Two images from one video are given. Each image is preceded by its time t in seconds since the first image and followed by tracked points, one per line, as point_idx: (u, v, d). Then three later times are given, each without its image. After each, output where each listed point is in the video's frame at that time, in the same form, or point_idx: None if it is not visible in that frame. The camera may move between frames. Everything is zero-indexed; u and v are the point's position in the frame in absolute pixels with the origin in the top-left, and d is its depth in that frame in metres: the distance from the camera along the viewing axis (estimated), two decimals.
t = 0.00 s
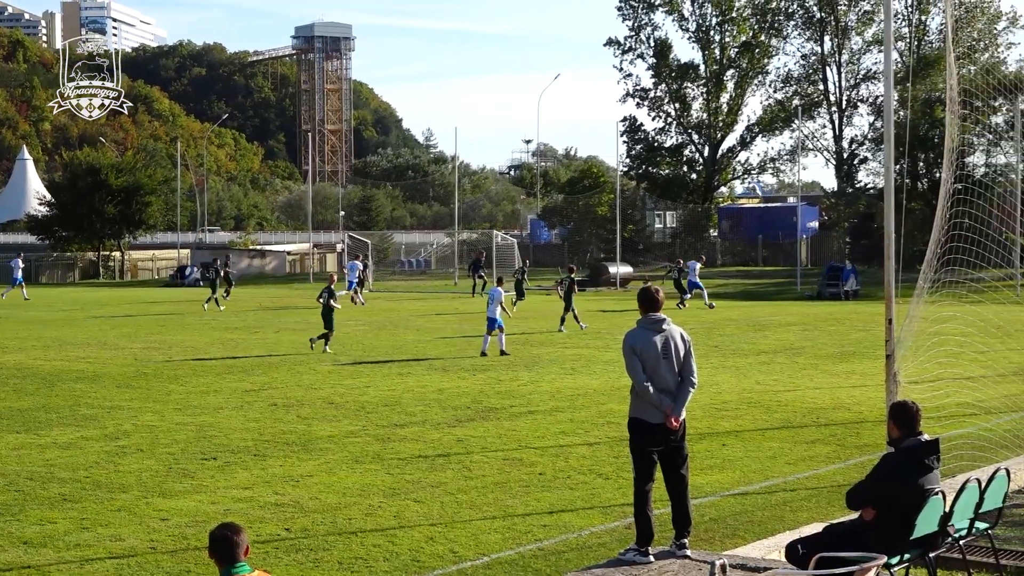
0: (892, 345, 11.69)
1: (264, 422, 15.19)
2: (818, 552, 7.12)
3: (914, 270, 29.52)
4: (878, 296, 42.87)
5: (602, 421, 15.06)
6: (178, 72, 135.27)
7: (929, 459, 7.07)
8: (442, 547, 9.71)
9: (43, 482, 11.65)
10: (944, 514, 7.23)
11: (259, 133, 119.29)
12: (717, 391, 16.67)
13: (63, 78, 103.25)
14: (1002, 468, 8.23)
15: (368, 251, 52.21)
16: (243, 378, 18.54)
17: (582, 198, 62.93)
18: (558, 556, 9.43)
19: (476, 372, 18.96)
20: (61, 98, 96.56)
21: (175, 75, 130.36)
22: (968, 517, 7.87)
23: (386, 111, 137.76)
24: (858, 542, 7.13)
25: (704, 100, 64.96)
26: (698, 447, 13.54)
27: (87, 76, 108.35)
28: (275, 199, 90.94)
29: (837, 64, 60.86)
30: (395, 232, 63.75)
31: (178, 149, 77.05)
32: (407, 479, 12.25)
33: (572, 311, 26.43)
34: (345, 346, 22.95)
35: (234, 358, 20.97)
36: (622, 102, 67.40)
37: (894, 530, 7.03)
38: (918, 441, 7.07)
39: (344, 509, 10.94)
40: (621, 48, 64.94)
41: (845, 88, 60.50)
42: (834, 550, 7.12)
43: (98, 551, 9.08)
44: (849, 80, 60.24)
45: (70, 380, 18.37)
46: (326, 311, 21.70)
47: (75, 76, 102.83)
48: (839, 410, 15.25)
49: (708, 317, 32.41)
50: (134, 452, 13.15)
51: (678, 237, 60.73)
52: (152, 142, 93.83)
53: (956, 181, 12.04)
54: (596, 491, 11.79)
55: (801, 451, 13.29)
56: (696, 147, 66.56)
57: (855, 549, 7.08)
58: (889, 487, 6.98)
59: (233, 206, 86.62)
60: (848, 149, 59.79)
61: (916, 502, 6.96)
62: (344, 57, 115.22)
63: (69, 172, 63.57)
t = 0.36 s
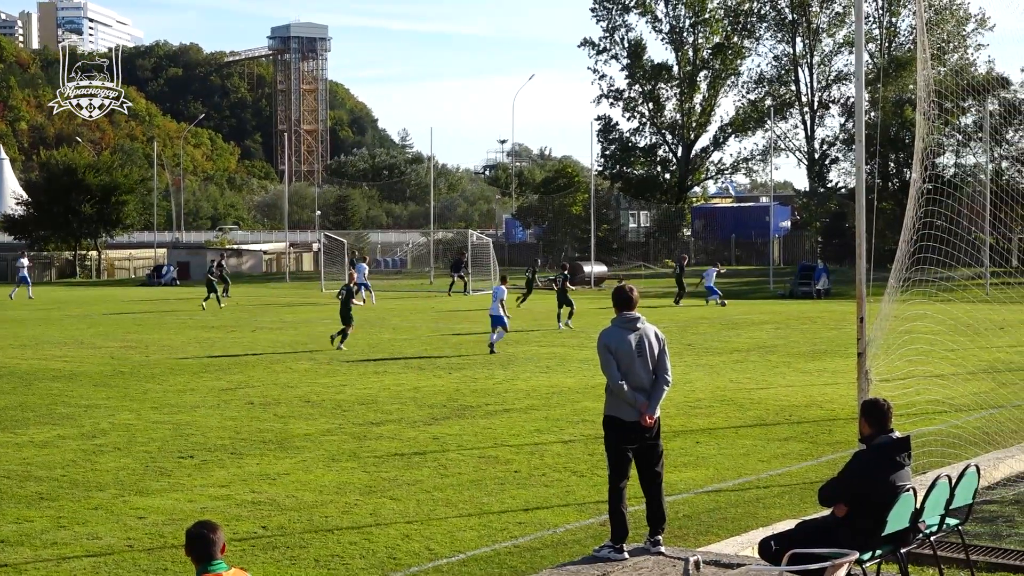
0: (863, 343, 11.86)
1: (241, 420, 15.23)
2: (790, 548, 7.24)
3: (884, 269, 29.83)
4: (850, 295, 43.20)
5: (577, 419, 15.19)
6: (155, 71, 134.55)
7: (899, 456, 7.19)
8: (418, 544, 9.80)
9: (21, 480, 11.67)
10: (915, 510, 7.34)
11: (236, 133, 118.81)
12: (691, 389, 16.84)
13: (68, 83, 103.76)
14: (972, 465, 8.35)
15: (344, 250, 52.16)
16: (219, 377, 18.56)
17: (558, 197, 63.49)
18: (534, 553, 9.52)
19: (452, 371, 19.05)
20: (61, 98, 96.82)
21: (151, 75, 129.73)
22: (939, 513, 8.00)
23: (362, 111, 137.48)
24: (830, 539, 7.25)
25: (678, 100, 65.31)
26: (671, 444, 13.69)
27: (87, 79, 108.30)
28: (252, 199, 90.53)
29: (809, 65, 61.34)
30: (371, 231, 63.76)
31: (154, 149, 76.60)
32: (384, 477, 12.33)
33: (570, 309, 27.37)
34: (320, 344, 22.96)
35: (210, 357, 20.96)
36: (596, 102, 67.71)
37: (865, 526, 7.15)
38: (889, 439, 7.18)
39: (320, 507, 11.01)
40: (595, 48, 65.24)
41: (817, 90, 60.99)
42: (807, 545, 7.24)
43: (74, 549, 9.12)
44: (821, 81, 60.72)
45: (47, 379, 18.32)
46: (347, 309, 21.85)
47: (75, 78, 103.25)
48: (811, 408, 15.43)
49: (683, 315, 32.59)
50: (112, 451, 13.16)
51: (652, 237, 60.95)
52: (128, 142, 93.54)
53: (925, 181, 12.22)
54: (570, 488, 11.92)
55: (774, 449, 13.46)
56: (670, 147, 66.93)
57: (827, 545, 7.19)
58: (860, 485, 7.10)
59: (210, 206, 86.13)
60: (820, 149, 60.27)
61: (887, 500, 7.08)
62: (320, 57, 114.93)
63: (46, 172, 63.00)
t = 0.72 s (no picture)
0: (855, 339, 11.88)
1: (234, 416, 15.22)
2: (783, 543, 7.26)
3: (876, 265, 29.86)
4: (841, 291, 43.26)
5: (569, 415, 15.21)
6: (147, 67, 134.18)
7: (892, 452, 7.24)
8: (411, 540, 9.81)
9: (13, 476, 11.65)
10: (907, 506, 7.38)
11: (228, 129, 118.50)
12: (683, 385, 16.87)
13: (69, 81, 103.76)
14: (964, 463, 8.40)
15: (336, 246, 52.07)
16: (212, 373, 18.54)
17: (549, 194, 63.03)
18: (526, 549, 9.53)
19: (444, 367, 19.06)
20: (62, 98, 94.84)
21: (143, 71, 129.28)
22: (932, 509, 8.03)
23: (354, 108, 137.21)
24: (821, 534, 7.27)
25: (670, 97, 65.38)
26: (663, 440, 13.71)
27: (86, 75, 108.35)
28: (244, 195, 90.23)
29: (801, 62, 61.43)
30: (364, 227, 63.69)
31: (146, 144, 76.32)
32: (376, 472, 12.33)
33: (576, 305, 27.73)
34: (313, 341, 22.93)
35: (202, 353, 20.93)
36: (589, 98, 67.71)
37: (858, 521, 7.18)
38: (881, 435, 7.25)
39: (313, 502, 11.01)
40: (588, 44, 65.28)
41: (809, 86, 61.07)
42: (799, 541, 7.26)
43: (66, 545, 9.10)
44: (813, 77, 60.79)
45: (39, 375, 18.29)
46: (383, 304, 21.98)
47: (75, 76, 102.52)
48: (803, 404, 15.47)
49: (675, 310, 32.63)
50: (104, 446, 13.14)
51: (644, 233, 61.79)
52: (120, 137, 93.41)
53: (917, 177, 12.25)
54: (563, 483, 11.94)
55: (766, 445, 13.48)
56: (662, 143, 67.00)
57: (820, 541, 7.22)
58: (852, 481, 7.14)
59: (202, 202, 85.85)
60: (811, 145, 60.34)
61: (879, 496, 7.11)
62: (312, 53, 114.68)
63: (37, 167, 62.75)
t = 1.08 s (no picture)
0: (852, 339, 11.90)
1: (230, 415, 15.22)
2: (779, 544, 7.27)
3: (872, 265, 29.89)
4: (838, 290, 43.26)
5: (566, 414, 15.20)
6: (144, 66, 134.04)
7: (888, 451, 7.23)
8: (407, 539, 9.81)
9: (9, 475, 11.66)
10: (904, 506, 7.37)
11: (225, 128, 118.30)
12: (680, 384, 16.88)
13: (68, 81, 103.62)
14: (961, 461, 8.41)
15: (333, 245, 52.01)
16: (209, 372, 18.54)
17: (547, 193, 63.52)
18: (523, 548, 9.54)
19: (440, 366, 19.08)
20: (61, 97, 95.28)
21: (140, 70, 129.05)
22: (928, 508, 8.03)
23: (351, 107, 137.05)
24: (818, 534, 7.27)
25: (667, 95, 65.41)
26: (659, 439, 13.71)
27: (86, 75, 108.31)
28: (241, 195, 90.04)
29: (798, 61, 61.48)
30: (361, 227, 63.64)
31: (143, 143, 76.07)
32: (373, 471, 12.34)
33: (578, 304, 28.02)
34: (309, 340, 22.91)
35: (199, 352, 20.92)
36: (586, 97, 67.72)
37: (855, 521, 7.18)
38: (878, 434, 7.24)
39: (308, 502, 11.01)
40: (585, 44, 65.28)
41: (806, 85, 61.09)
42: (796, 541, 7.27)
43: (62, 545, 9.10)
44: (809, 76, 60.81)
45: (36, 375, 18.27)
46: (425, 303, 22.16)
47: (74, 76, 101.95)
48: (800, 403, 15.48)
49: (671, 310, 32.64)
50: (101, 445, 13.15)
51: (641, 232, 61.83)
52: (117, 136, 93.36)
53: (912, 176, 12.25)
54: (560, 483, 11.93)
55: (762, 444, 13.48)
56: (659, 142, 67.01)
57: (817, 542, 7.21)
58: (848, 481, 7.14)
59: (199, 201, 85.65)
60: (808, 145, 60.34)
61: (875, 496, 7.13)
62: (309, 53, 114.54)
63: (34, 166, 62.61)
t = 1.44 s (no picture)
0: (843, 338, 11.92)
1: (222, 415, 15.20)
2: (772, 544, 7.29)
3: (864, 265, 29.93)
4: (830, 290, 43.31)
5: (558, 414, 15.21)
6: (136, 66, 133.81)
7: (881, 451, 7.24)
8: (399, 539, 9.80)
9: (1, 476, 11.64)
10: (897, 506, 7.38)
11: (217, 128, 118.17)
12: (672, 384, 16.90)
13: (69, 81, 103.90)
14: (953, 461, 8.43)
15: (325, 245, 52.00)
16: (201, 372, 18.50)
17: (540, 194, 63.45)
18: (515, 548, 9.54)
19: (433, 366, 19.08)
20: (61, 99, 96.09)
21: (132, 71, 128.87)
22: (920, 508, 8.05)
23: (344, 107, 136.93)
24: (811, 534, 7.29)
25: (660, 95, 65.45)
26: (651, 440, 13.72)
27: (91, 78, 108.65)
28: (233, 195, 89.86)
29: (790, 61, 61.56)
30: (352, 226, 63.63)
31: (135, 143, 75.89)
32: (365, 471, 12.34)
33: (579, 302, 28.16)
34: (301, 340, 22.89)
35: (191, 353, 20.89)
36: (578, 97, 67.81)
37: (847, 521, 7.19)
38: (870, 434, 7.24)
39: (301, 502, 11.01)
40: (576, 44, 65.32)
41: (798, 85, 61.17)
42: (788, 540, 7.29)
43: (54, 545, 9.08)
44: (802, 76, 60.90)
45: (27, 375, 18.24)
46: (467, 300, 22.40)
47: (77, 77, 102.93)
48: (792, 403, 15.50)
49: (663, 310, 32.72)
50: (93, 446, 13.13)
51: (633, 232, 61.76)
52: (109, 137, 93.14)
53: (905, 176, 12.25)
54: (552, 483, 11.95)
55: (754, 444, 13.51)
56: (651, 142, 67.05)
57: (809, 541, 7.23)
58: (844, 480, 7.15)
59: (190, 200, 85.49)
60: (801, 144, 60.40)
61: (867, 496, 7.14)
62: (302, 53, 114.41)
63: (25, 166, 62.38)
